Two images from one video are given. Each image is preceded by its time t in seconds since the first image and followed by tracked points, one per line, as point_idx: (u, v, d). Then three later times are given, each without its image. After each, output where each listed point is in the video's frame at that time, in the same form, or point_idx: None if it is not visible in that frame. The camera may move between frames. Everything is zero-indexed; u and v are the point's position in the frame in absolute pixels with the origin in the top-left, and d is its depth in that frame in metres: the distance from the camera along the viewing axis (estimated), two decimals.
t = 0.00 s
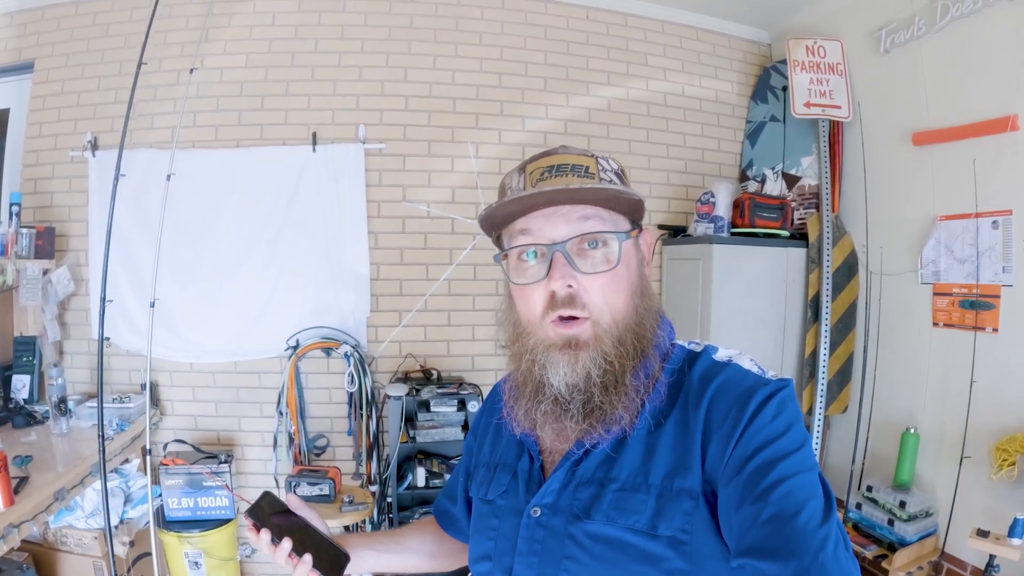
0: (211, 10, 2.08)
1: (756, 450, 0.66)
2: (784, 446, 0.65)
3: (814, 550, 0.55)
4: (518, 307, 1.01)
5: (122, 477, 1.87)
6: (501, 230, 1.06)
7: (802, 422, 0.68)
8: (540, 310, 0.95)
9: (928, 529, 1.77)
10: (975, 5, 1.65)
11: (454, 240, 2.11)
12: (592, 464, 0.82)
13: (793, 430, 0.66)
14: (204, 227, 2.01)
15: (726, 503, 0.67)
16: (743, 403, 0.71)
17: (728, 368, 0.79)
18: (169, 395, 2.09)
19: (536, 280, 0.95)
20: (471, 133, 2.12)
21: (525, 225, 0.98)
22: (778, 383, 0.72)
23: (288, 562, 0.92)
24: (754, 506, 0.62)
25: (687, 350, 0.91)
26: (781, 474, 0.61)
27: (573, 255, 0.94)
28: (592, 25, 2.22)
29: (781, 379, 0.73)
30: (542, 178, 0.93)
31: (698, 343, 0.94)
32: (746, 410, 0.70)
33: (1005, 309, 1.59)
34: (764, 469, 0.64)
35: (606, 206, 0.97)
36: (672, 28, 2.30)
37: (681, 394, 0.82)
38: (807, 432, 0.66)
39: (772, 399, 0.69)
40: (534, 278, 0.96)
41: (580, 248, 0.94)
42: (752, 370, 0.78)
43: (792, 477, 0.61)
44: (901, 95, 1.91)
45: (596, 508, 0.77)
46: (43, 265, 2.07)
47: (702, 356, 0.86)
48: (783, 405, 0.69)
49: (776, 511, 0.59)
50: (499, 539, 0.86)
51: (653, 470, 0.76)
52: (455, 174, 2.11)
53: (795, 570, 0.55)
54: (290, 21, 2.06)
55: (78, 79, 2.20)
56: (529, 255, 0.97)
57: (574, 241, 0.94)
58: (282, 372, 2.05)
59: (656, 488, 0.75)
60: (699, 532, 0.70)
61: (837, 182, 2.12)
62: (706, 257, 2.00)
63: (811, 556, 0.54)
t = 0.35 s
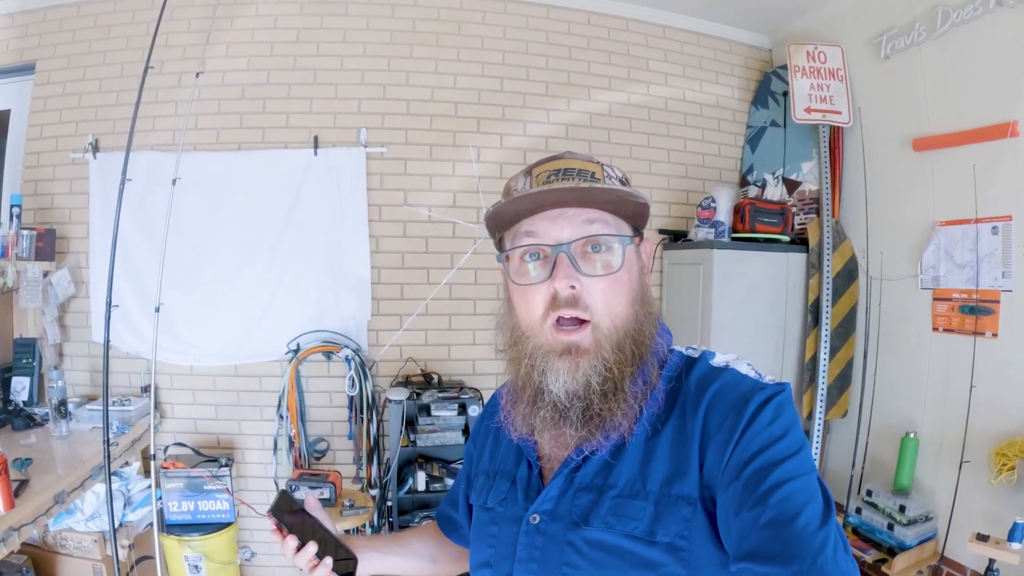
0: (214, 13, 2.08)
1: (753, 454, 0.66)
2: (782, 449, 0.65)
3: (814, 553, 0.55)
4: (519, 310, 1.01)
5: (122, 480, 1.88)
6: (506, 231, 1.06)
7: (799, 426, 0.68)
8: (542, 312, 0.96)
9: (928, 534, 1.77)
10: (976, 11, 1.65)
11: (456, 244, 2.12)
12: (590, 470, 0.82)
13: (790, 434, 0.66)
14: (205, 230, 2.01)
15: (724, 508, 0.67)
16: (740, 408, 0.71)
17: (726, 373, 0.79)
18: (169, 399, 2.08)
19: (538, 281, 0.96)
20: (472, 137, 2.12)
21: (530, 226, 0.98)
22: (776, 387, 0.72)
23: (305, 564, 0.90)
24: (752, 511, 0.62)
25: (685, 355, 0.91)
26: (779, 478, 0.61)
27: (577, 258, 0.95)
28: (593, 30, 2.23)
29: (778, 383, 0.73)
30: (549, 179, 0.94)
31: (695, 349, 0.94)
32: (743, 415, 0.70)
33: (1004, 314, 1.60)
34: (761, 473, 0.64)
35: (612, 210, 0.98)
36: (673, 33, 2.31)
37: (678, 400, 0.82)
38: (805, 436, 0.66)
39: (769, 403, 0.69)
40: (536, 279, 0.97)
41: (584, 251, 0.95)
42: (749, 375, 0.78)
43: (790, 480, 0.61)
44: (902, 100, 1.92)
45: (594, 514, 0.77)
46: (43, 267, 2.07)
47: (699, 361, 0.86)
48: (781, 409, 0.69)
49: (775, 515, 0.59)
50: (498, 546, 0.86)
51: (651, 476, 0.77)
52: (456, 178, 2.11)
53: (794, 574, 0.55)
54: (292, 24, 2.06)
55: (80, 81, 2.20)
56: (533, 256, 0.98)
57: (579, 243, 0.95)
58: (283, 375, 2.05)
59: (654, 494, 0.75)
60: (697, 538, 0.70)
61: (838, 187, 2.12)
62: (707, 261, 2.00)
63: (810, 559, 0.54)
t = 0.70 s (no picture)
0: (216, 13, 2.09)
1: (756, 451, 0.66)
2: (785, 446, 0.65)
3: (816, 550, 0.55)
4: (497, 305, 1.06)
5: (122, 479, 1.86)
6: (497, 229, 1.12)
7: (802, 424, 0.68)
8: (507, 312, 0.99)
9: (927, 535, 1.78)
10: (975, 15, 1.66)
11: (456, 245, 2.12)
12: (592, 466, 0.82)
13: (793, 431, 0.67)
14: (206, 230, 2.01)
15: (727, 504, 0.67)
16: (743, 405, 0.71)
17: (728, 370, 0.80)
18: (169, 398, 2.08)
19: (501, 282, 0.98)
20: (474, 139, 2.13)
21: (494, 231, 1.02)
22: (779, 385, 0.72)
23: None
24: (755, 507, 0.62)
25: (687, 352, 0.91)
26: (782, 475, 0.62)
27: (531, 260, 0.93)
28: (594, 33, 2.24)
29: (781, 381, 0.73)
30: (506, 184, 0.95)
31: (697, 346, 0.94)
32: (746, 412, 0.70)
33: (1003, 316, 1.61)
34: (764, 470, 0.64)
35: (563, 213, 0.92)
36: (674, 36, 2.32)
37: (679, 396, 0.82)
38: (807, 433, 0.66)
39: (772, 400, 0.69)
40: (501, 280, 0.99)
41: (539, 252, 0.93)
42: (752, 373, 0.78)
43: (792, 477, 0.61)
44: (901, 103, 1.93)
45: (596, 510, 0.77)
46: (44, 266, 2.07)
47: (702, 358, 0.86)
48: (784, 406, 0.69)
49: (777, 512, 0.60)
50: (500, 542, 0.86)
51: (653, 471, 0.77)
52: (457, 180, 2.12)
53: (796, 570, 0.55)
54: (294, 25, 2.07)
55: (82, 81, 2.21)
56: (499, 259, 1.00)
57: (533, 245, 0.93)
58: (283, 375, 2.05)
59: (656, 490, 0.75)
60: (698, 533, 0.70)
61: (837, 190, 2.13)
62: (707, 263, 2.01)
63: (812, 556, 0.55)
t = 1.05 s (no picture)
0: (219, 14, 2.10)
1: (755, 439, 0.67)
2: (783, 434, 0.65)
3: (815, 539, 0.56)
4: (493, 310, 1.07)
5: (122, 476, 1.86)
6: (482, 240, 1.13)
7: (800, 412, 0.69)
8: (503, 317, 1.01)
9: (926, 535, 1.78)
10: (973, 17, 1.68)
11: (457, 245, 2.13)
12: (592, 456, 0.83)
13: (791, 419, 0.67)
14: (207, 228, 2.02)
15: (726, 492, 0.67)
16: (742, 393, 0.72)
17: (727, 359, 0.80)
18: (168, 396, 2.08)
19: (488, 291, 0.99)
20: (474, 140, 2.14)
21: (478, 243, 1.02)
22: (777, 373, 0.72)
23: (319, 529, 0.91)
24: (754, 495, 0.63)
25: (685, 341, 0.92)
26: (781, 463, 0.62)
27: (514, 267, 0.93)
28: (595, 35, 2.25)
29: (780, 369, 0.73)
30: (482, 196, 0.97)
31: (696, 336, 0.95)
32: (744, 400, 0.70)
33: (1001, 316, 1.62)
34: (763, 458, 0.64)
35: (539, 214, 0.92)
36: (674, 38, 2.34)
37: (679, 385, 0.83)
38: (806, 421, 0.67)
39: (770, 388, 0.70)
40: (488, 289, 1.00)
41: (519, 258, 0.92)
42: (751, 361, 0.78)
43: (791, 465, 0.62)
44: (900, 105, 1.94)
45: (597, 500, 0.78)
46: (45, 263, 2.08)
47: (700, 348, 0.86)
48: (782, 394, 0.70)
49: (776, 500, 0.60)
50: (502, 534, 0.87)
51: (654, 460, 0.77)
52: (457, 180, 2.13)
53: (796, 557, 0.56)
54: (296, 26, 2.08)
55: (84, 80, 2.21)
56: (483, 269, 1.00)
57: (514, 253, 0.92)
58: (284, 374, 2.06)
59: (656, 478, 0.76)
60: (699, 522, 0.71)
61: (836, 191, 2.14)
62: (707, 263, 2.02)
63: (811, 544, 0.55)
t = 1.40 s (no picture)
0: (219, 13, 2.11)
1: (750, 439, 0.67)
2: (778, 434, 0.66)
3: (811, 538, 0.56)
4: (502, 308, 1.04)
5: (122, 476, 1.86)
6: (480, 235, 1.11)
7: (796, 411, 0.69)
8: (520, 312, 0.98)
9: (925, 534, 1.78)
10: (973, 17, 1.68)
11: (457, 244, 2.13)
12: (588, 457, 0.83)
13: (786, 418, 0.67)
14: (207, 227, 2.02)
15: (722, 492, 0.68)
16: (737, 393, 0.72)
17: (722, 358, 0.80)
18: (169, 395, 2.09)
19: (510, 284, 0.97)
20: (474, 139, 2.14)
21: (497, 233, 1.01)
22: (772, 372, 0.73)
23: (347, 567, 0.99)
24: (750, 495, 0.63)
25: (680, 342, 0.92)
26: (777, 462, 0.62)
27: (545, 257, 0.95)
28: (595, 34, 2.25)
29: (775, 368, 0.74)
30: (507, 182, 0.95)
31: (690, 335, 0.95)
32: (740, 400, 0.71)
33: (1000, 316, 1.62)
34: (759, 458, 0.65)
35: (573, 205, 0.96)
36: (673, 38, 2.34)
37: (674, 386, 0.83)
38: (801, 420, 0.67)
39: (765, 388, 0.70)
40: (510, 282, 0.98)
41: (553, 247, 0.95)
42: (746, 361, 0.79)
43: (787, 465, 0.62)
44: (900, 104, 1.94)
45: (593, 501, 0.78)
46: (46, 263, 2.08)
47: (695, 347, 0.87)
48: (777, 394, 0.70)
49: (772, 499, 0.60)
50: (497, 535, 0.87)
51: (649, 460, 0.77)
52: (457, 179, 2.13)
53: (791, 558, 0.56)
54: (296, 25, 2.08)
55: (84, 78, 2.22)
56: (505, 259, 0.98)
57: (546, 242, 0.94)
58: (284, 373, 2.06)
59: (652, 478, 0.76)
60: (695, 522, 0.71)
61: (836, 191, 2.14)
62: (707, 263, 2.02)
63: (807, 544, 0.56)
